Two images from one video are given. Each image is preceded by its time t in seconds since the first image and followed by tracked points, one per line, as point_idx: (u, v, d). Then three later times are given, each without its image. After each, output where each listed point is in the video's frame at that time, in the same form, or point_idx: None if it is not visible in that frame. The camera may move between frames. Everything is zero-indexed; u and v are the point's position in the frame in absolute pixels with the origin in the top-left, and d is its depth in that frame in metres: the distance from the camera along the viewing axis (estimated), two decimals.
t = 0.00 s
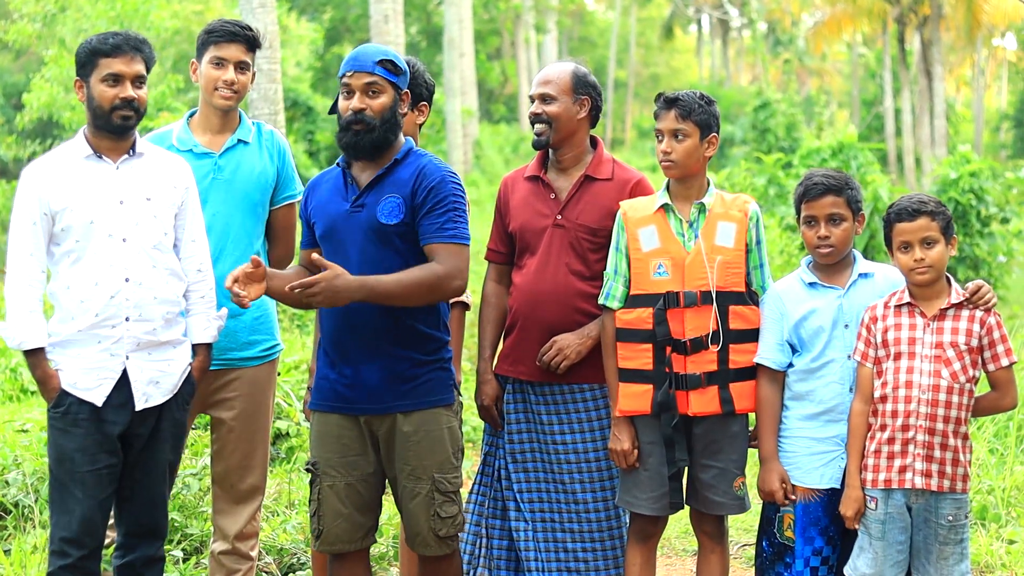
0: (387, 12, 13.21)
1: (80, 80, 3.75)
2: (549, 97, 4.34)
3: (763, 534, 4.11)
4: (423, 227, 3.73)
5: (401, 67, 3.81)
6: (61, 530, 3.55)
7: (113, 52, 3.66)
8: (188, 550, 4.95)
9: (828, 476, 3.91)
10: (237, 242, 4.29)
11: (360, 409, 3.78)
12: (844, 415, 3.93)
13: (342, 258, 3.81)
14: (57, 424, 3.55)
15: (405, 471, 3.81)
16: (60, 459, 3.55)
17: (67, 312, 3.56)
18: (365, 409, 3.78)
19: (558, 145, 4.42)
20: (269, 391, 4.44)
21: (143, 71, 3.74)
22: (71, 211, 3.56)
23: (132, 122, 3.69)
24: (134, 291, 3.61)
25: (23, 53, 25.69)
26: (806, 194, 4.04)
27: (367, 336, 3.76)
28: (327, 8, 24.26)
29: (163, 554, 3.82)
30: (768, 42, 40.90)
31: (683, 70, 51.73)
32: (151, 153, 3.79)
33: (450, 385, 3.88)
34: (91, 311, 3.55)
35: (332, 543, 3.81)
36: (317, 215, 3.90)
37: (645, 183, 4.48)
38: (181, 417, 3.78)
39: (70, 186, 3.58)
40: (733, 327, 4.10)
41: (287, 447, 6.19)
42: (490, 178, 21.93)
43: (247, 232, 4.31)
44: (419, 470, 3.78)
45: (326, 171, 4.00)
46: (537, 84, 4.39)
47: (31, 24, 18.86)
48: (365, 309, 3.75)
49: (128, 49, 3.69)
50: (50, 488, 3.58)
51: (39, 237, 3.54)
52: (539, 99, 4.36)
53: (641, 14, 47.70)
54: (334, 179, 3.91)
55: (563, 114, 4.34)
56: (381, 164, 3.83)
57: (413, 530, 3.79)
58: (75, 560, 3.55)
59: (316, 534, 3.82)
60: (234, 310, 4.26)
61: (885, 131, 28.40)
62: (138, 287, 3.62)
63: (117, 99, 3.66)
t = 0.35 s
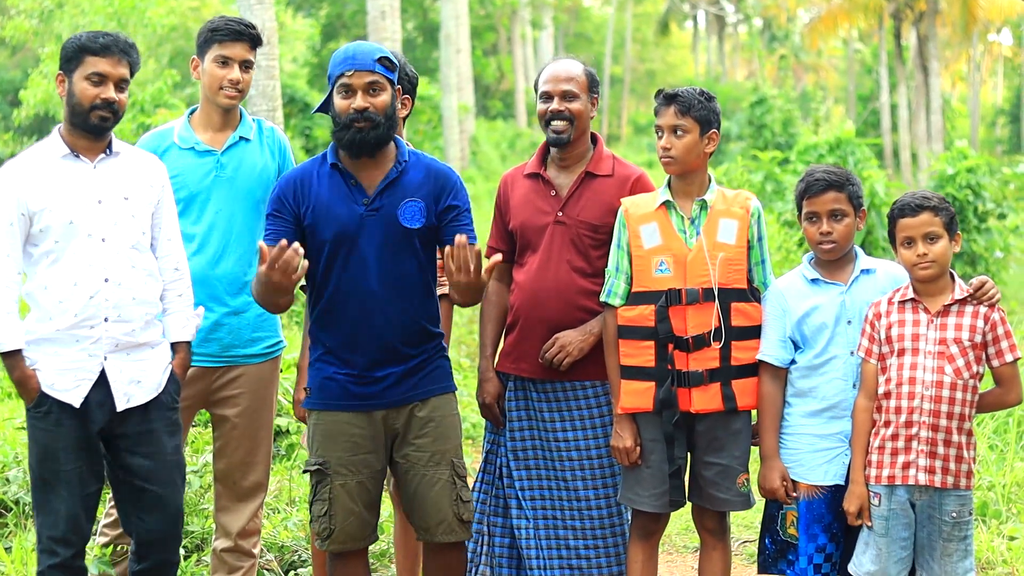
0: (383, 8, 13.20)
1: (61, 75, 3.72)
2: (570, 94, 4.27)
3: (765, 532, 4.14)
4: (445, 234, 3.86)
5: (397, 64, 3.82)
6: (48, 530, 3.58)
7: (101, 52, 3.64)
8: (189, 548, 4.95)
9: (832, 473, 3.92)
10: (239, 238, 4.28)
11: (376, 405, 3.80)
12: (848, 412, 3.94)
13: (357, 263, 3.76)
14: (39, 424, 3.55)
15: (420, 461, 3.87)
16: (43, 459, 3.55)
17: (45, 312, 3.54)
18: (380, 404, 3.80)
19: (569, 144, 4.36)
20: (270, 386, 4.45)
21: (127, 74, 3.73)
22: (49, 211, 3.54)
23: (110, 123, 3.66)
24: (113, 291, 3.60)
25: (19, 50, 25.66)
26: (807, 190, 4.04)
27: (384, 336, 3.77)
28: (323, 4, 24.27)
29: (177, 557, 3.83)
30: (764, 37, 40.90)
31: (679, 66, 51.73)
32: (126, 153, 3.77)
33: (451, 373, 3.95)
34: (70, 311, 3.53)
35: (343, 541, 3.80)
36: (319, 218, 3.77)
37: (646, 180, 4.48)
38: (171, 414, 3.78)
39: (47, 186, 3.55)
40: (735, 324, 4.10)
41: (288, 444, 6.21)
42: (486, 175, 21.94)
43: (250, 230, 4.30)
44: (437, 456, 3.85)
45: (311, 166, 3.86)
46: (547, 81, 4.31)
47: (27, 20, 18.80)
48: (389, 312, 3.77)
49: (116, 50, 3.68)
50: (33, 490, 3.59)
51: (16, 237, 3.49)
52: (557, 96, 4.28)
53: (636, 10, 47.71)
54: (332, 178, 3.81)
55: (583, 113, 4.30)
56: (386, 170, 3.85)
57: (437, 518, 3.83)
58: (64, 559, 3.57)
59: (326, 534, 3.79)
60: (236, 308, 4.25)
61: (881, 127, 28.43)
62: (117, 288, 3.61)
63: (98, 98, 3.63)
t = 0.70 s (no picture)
0: (381, 7, 13.19)
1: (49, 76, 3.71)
2: (576, 95, 4.27)
3: (766, 530, 4.14)
4: (444, 228, 3.94)
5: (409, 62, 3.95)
6: (42, 532, 3.60)
7: (87, 52, 3.64)
8: (192, 548, 4.96)
9: (837, 474, 3.93)
10: (242, 238, 4.28)
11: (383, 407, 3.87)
12: (851, 413, 3.95)
13: (364, 254, 3.86)
14: (30, 426, 3.57)
15: (422, 468, 3.92)
16: (33, 461, 3.58)
17: (31, 315, 3.55)
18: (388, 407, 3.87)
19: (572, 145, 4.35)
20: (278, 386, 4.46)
21: (113, 75, 3.71)
22: (32, 215, 3.53)
23: (93, 124, 3.64)
24: (96, 295, 3.59)
25: (15, 48, 25.66)
26: (808, 189, 4.05)
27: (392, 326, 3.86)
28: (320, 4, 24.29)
29: (173, 558, 3.80)
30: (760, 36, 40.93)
31: (675, 64, 51.78)
32: (113, 154, 3.76)
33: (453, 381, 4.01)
34: (54, 315, 3.53)
35: (351, 541, 3.87)
36: (330, 210, 3.88)
37: (647, 179, 4.49)
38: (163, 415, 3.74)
39: (30, 189, 3.55)
40: (737, 323, 4.12)
41: (290, 444, 6.22)
42: (484, 173, 21.95)
43: (252, 230, 4.30)
44: (439, 465, 3.92)
45: (322, 162, 3.96)
46: (553, 81, 4.29)
47: (25, 19, 18.78)
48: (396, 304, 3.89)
49: (103, 51, 3.67)
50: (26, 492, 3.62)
51: None
52: (563, 96, 4.27)
53: (633, 8, 47.74)
54: (341, 173, 3.92)
55: (588, 113, 4.30)
56: (394, 164, 3.94)
57: (431, 526, 3.91)
58: (59, 560, 3.59)
59: (335, 534, 3.85)
60: (240, 308, 4.25)
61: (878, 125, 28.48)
62: (101, 291, 3.60)
63: (82, 99, 3.62)
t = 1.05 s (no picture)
0: (379, 8, 13.19)
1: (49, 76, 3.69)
2: (580, 96, 4.27)
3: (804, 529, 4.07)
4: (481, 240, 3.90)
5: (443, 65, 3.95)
6: (45, 533, 3.57)
7: (89, 53, 3.62)
8: (193, 548, 4.95)
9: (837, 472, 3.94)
10: (241, 240, 4.28)
11: (402, 401, 3.84)
12: (851, 415, 3.94)
13: (386, 259, 3.81)
14: (32, 429, 3.54)
15: (437, 461, 3.93)
16: (37, 463, 3.55)
17: (32, 318, 3.53)
18: (407, 401, 3.84)
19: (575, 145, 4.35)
20: (280, 386, 4.44)
21: (114, 75, 3.70)
22: (34, 217, 3.52)
23: (96, 124, 3.63)
24: (99, 297, 3.58)
25: (12, 50, 25.65)
26: (809, 191, 4.06)
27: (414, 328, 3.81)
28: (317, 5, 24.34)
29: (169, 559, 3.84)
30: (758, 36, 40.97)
31: (673, 65, 51.82)
32: (113, 155, 3.75)
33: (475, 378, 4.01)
34: (57, 317, 3.52)
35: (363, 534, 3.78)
36: (351, 213, 3.83)
37: (647, 180, 4.49)
38: (162, 414, 3.76)
39: (31, 191, 3.54)
40: (740, 323, 4.11)
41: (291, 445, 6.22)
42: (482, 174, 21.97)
43: (253, 232, 4.31)
44: (453, 459, 3.93)
45: (352, 165, 3.94)
46: (556, 82, 4.28)
47: (23, 20, 18.80)
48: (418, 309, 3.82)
49: (103, 51, 3.66)
50: (27, 495, 3.59)
51: None
52: (567, 97, 4.27)
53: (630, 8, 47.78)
54: (368, 176, 3.88)
55: (590, 115, 4.30)
56: (422, 170, 3.90)
57: (443, 518, 3.93)
58: (63, 561, 3.58)
59: (346, 526, 3.77)
60: (242, 309, 4.25)
61: (876, 125, 28.52)
62: (104, 293, 3.59)
63: (85, 99, 3.61)
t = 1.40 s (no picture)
0: (380, 10, 13.19)
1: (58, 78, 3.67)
2: (582, 98, 4.27)
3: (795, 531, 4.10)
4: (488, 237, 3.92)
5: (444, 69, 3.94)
6: (53, 535, 3.55)
7: (101, 55, 3.62)
8: (194, 550, 4.95)
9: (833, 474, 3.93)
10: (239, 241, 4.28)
11: (409, 406, 3.83)
12: (848, 415, 3.95)
13: (396, 258, 3.77)
14: (44, 431, 3.52)
15: (438, 464, 3.95)
16: (48, 465, 3.53)
17: (47, 320, 3.52)
18: (414, 406, 3.84)
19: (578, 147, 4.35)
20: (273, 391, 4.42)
21: (125, 79, 3.70)
22: (50, 219, 3.50)
23: (107, 127, 3.63)
24: (116, 299, 3.60)
25: (12, 52, 25.66)
26: (807, 191, 4.08)
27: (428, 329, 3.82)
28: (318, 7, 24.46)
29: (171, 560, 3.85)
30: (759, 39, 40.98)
31: (674, 67, 51.83)
32: (121, 157, 3.76)
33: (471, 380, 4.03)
34: (75, 320, 3.52)
35: (370, 542, 3.79)
36: (361, 212, 3.78)
37: (647, 183, 4.49)
38: (168, 414, 3.80)
39: (47, 193, 3.52)
40: (740, 326, 4.12)
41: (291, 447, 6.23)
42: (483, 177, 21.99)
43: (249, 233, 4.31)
44: (454, 461, 3.96)
45: (354, 164, 3.88)
46: (560, 84, 4.28)
47: (24, 22, 18.82)
48: (429, 309, 3.81)
49: (116, 54, 3.66)
50: (37, 497, 3.55)
51: (16, 246, 3.45)
52: (570, 99, 4.27)
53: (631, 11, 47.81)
54: (375, 175, 3.83)
55: (593, 117, 4.31)
56: (428, 171, 3.89)
57: (439, 518, 3.95)
58: (71, 563, 3.56)
59: (354, 534, 3.77)
60: (239, 310, 4.25)
61: (876, 128, 28.53)
62: (121, 295, 3.61)
63: (96, 102, 3.60)
